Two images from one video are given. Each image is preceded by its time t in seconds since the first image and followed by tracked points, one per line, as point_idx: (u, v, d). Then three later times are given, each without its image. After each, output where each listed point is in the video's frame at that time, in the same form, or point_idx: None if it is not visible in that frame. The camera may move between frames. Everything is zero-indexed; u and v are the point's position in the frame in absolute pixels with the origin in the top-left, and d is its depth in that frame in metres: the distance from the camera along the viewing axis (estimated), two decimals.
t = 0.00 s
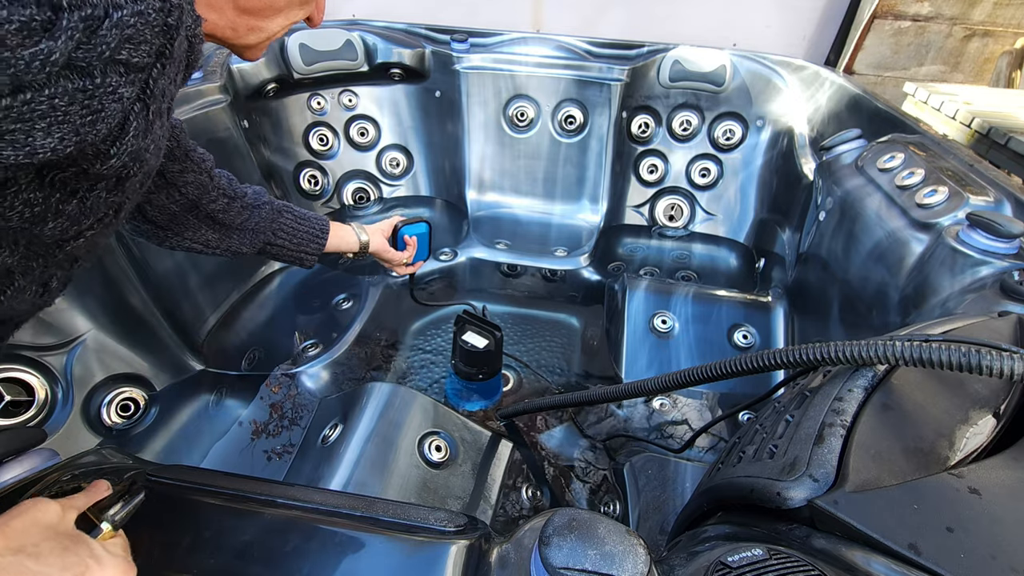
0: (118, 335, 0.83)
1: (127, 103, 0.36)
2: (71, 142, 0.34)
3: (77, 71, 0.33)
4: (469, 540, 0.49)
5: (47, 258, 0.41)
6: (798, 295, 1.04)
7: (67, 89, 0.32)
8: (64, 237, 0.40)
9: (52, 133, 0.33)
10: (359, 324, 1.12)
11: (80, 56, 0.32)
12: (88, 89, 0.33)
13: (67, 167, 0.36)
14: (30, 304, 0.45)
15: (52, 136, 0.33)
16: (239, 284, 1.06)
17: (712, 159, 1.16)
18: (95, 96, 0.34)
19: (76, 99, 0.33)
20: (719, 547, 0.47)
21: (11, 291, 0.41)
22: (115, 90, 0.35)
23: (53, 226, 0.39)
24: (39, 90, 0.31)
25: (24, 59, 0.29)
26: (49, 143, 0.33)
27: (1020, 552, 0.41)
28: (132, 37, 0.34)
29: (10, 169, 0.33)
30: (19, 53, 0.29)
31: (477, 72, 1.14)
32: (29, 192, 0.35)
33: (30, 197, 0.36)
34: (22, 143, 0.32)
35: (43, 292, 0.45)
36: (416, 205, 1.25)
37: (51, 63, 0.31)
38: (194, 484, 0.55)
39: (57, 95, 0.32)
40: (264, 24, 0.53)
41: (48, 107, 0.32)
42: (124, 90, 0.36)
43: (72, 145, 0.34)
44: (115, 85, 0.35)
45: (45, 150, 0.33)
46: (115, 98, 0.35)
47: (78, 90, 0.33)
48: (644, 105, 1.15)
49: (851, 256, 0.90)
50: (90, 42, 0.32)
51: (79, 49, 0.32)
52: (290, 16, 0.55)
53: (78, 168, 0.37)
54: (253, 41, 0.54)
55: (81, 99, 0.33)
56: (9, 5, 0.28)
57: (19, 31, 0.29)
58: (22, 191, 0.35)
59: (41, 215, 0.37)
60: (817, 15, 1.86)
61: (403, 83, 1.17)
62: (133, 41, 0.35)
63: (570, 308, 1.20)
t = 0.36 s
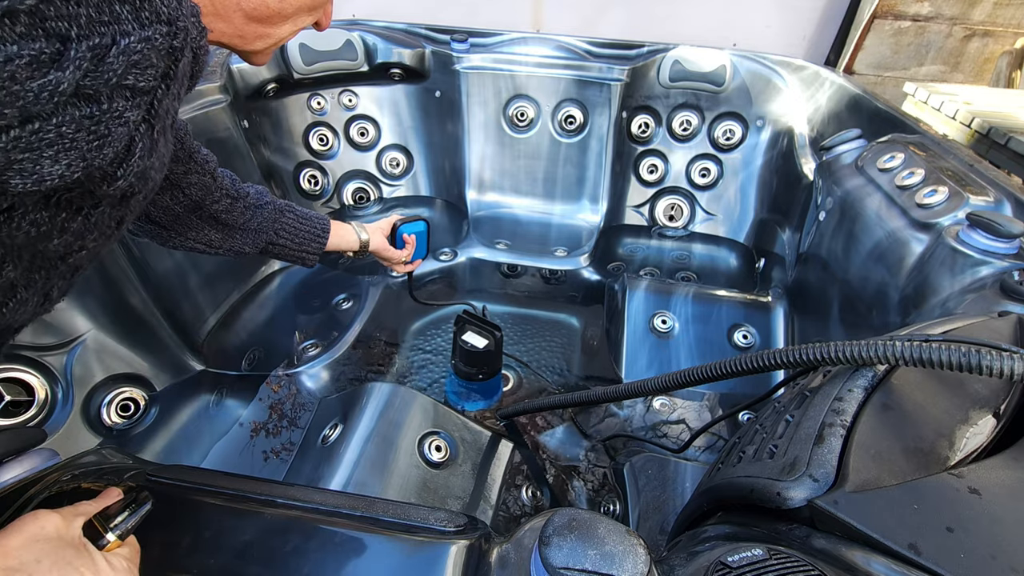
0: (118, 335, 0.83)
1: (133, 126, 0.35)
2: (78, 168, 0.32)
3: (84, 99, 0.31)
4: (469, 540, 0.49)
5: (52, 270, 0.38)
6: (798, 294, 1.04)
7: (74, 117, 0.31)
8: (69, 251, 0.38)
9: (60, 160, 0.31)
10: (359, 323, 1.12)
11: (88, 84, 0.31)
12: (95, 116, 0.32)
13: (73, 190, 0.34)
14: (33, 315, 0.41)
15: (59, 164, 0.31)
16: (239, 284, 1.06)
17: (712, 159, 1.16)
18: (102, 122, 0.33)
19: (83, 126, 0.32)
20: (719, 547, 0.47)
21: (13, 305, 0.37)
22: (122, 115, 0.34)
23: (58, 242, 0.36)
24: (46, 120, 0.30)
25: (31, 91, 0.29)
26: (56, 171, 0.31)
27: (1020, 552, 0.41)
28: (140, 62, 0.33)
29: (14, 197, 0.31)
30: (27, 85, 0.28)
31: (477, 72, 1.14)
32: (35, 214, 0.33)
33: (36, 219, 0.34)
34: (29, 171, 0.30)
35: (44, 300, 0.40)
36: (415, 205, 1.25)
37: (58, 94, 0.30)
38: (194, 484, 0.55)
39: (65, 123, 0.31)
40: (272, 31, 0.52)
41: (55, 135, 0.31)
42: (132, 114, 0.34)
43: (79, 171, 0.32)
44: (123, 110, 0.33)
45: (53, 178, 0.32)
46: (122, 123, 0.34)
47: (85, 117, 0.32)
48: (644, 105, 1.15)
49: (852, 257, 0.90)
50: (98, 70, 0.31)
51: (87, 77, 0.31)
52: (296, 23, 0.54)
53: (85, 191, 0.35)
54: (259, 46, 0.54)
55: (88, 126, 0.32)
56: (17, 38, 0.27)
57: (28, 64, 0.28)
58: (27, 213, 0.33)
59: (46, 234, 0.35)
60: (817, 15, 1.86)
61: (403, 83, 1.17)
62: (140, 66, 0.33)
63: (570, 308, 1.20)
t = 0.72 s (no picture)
0: (118, 335, 0.83)
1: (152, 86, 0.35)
2: (101, 129, 0.33)
3: (103, 58, 0.31)
4: (469, 540, 0.49)
5: (72, 259, 0.40)
6: (797, 295, 1.04)
7: (92, 76, 0.31)
8: (91, 235, 0.39)
9: (83, 121, 0.32)
10: (359, 324, 1.12)
11: (105, 44, 0.31)
12: (115, 74, 0.32)
13: (92, 156, 0.34)
14: (50, 311, 0.42)
15: (83, 123, 0.32)
16: (239, 283, 1.06)
17: (712, 159, 1.16)
18: (124, 83, 0.33)
19: (105, 86, 0.32)
20: (719, 547, 0.47)
21: (34, 293, 0.38)
22: (143, 74, 0.33)
23: (78, 221, 0.37)
24: (68, 80, 0.30)
25: (54, 53, 0.28)
26: (81, 131, 0.32)
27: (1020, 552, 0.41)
28: (149, 16, 0.33)
29: (37, 164, 0.31)
30: (53, 50, 0.28)
31: (477, 72, 1.14)
32: (54, 185, 0.33)
33: (56, 192, 0.34)
34: (55, 129, 0.31)
35: (65, 292, 0.42)
36: (415, 205, 1.25)
37: (76, 54, 0.29)
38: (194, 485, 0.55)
39: (86, 82, 0.31)
40: (257, 23, 0.54)
41: (75, 94, 0.31)
42: (152, 75, 0.34)
43: (103, 132, 0.33)
44: (143, 70, 0.33)
45: (77, 138, 0.32)
46: (144, 83, 0.34)
47: (106, 77, 0.32)
48: (644, 104, 1.15)
49: (852, 256, 0.90)
50: (111, 28, 0.31)
51: (102, 36, 0.30)
52: (282, 19, 0.57)
53: (102, 155, 0.35)
54: (244, 38, 0.55)
55: (108, 85, 0.32)
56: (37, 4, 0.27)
57: (54, 31, 0.28)
58: (47, 184, 0.33)
59: (67, 212, 0.36)
60: (817, 15, 1.86)
61: (402, 83, 1.17)
62: (150, 21, 0.33)
63: (569, 308, 1.20)
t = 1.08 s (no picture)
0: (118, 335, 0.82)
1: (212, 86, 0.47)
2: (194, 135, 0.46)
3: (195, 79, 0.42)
4: (469, 540, 0.49)
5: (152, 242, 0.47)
6: (798, 295, 1.04)
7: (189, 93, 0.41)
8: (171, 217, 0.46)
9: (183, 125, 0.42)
10: (359, 324, 1.11)
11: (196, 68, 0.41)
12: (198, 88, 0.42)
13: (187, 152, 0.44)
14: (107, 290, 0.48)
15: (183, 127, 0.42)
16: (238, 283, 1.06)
17: (712, 159, 1.16)
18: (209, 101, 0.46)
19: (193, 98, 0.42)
20: (719, 547, 0.47)
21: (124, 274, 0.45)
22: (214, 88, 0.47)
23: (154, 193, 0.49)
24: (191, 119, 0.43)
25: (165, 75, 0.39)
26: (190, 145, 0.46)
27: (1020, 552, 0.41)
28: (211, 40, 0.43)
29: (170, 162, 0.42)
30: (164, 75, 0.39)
31: (477, 72, 1.14)
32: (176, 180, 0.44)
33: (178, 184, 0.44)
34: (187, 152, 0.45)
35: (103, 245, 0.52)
36: (415, 205, 1.25)
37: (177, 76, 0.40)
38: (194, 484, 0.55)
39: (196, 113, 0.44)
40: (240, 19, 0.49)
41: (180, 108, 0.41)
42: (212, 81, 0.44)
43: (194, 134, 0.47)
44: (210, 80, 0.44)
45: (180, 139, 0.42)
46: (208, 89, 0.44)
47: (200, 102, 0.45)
48: (644, 105, 1.15)
49: (851, 257, 0.90)
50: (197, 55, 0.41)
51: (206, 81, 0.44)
52: (271, 16, 0.51)
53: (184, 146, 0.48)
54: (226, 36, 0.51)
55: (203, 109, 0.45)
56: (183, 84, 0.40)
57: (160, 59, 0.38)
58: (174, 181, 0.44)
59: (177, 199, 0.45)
60: (817, 15, 1.86)
61: (402, 83, 1.17)
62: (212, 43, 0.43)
63: (570, 308, 1.20)
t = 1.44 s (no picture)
0: (118, 336, 0.83)
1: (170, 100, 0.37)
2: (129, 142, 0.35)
3: (137, 80, 0.34)
4: (469, 540, 0.49)
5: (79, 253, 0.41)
6: (798, 295, 1.04)
7: (132, 99, 0.34)
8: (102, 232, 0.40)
9: (120, 138, 0.35)
10: (359, 324, 1.12)
11: (136, 65, 0.34)
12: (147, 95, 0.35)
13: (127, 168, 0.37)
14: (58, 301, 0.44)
15: (119, 140, 0.35)
16: (239, 285, 1.06)
17: (712, 160, 1.16)
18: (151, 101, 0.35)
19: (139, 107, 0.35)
20: (720, 547, 0.47)
21: (40, 284, 0.39)
22: (165, 90, 0.36)
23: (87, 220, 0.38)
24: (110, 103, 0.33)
25: (99, 77, 0.31)
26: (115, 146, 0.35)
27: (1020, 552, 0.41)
28: (164, 34, 0.35)
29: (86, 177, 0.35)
30: (96, 73, 0.31)
31: (477, 72, 1.14)
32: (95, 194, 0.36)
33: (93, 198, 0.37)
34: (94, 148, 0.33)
35: (67, 286, 0.44)
36: (415, 205, 1.25)
37: (118, 78, 0.33)
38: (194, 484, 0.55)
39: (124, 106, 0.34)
40: (249, 20, 0.52)
41: (118, 116, 0.34)
42: (172, 88, 0.37)
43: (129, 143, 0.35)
44: (165, 86, 0.36)
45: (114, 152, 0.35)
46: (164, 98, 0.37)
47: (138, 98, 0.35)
48: (644, 105, 1.15)
49: (852, 256, 0.90)
50: (138, 49, 0.34)
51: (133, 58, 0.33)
52: (277, 17, 0.55)
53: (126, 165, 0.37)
54: (237, 39, 0.53)
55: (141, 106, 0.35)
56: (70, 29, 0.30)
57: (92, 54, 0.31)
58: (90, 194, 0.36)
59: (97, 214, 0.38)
60: (817, 15, 1.86)
61: (403, 83, 1.17)
62: (165, 38, 0.35)
63: (570, 308, 1.20)
